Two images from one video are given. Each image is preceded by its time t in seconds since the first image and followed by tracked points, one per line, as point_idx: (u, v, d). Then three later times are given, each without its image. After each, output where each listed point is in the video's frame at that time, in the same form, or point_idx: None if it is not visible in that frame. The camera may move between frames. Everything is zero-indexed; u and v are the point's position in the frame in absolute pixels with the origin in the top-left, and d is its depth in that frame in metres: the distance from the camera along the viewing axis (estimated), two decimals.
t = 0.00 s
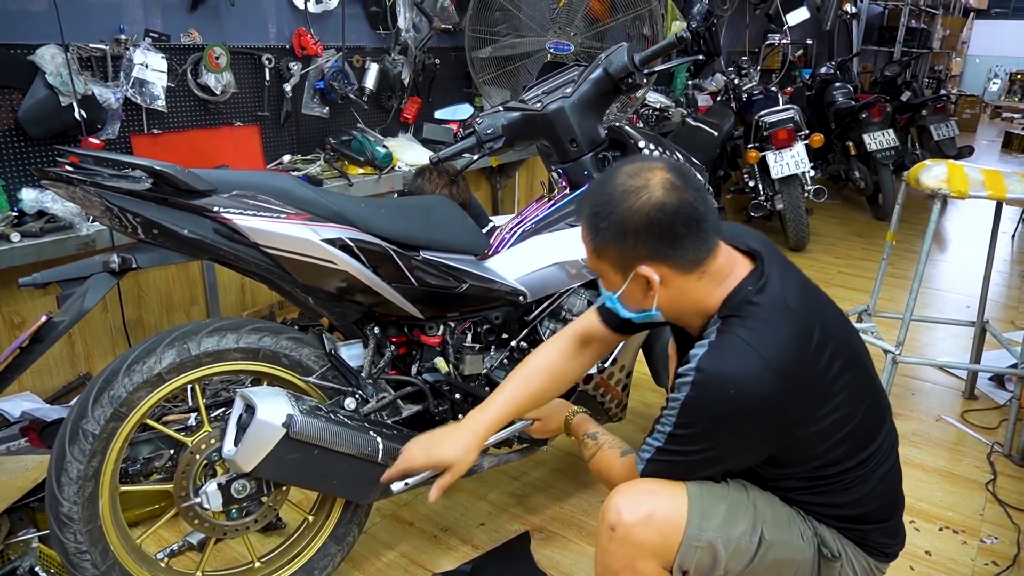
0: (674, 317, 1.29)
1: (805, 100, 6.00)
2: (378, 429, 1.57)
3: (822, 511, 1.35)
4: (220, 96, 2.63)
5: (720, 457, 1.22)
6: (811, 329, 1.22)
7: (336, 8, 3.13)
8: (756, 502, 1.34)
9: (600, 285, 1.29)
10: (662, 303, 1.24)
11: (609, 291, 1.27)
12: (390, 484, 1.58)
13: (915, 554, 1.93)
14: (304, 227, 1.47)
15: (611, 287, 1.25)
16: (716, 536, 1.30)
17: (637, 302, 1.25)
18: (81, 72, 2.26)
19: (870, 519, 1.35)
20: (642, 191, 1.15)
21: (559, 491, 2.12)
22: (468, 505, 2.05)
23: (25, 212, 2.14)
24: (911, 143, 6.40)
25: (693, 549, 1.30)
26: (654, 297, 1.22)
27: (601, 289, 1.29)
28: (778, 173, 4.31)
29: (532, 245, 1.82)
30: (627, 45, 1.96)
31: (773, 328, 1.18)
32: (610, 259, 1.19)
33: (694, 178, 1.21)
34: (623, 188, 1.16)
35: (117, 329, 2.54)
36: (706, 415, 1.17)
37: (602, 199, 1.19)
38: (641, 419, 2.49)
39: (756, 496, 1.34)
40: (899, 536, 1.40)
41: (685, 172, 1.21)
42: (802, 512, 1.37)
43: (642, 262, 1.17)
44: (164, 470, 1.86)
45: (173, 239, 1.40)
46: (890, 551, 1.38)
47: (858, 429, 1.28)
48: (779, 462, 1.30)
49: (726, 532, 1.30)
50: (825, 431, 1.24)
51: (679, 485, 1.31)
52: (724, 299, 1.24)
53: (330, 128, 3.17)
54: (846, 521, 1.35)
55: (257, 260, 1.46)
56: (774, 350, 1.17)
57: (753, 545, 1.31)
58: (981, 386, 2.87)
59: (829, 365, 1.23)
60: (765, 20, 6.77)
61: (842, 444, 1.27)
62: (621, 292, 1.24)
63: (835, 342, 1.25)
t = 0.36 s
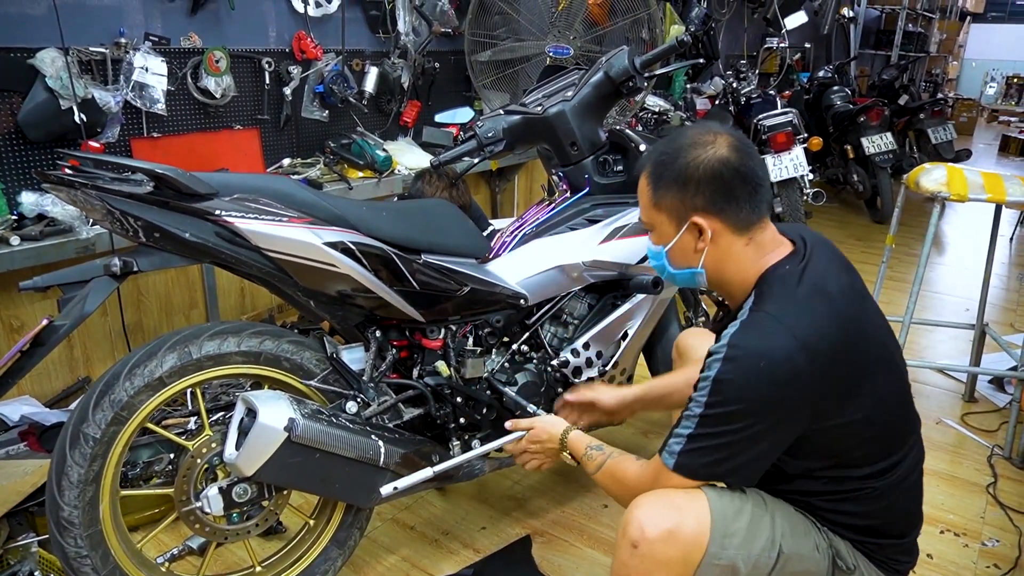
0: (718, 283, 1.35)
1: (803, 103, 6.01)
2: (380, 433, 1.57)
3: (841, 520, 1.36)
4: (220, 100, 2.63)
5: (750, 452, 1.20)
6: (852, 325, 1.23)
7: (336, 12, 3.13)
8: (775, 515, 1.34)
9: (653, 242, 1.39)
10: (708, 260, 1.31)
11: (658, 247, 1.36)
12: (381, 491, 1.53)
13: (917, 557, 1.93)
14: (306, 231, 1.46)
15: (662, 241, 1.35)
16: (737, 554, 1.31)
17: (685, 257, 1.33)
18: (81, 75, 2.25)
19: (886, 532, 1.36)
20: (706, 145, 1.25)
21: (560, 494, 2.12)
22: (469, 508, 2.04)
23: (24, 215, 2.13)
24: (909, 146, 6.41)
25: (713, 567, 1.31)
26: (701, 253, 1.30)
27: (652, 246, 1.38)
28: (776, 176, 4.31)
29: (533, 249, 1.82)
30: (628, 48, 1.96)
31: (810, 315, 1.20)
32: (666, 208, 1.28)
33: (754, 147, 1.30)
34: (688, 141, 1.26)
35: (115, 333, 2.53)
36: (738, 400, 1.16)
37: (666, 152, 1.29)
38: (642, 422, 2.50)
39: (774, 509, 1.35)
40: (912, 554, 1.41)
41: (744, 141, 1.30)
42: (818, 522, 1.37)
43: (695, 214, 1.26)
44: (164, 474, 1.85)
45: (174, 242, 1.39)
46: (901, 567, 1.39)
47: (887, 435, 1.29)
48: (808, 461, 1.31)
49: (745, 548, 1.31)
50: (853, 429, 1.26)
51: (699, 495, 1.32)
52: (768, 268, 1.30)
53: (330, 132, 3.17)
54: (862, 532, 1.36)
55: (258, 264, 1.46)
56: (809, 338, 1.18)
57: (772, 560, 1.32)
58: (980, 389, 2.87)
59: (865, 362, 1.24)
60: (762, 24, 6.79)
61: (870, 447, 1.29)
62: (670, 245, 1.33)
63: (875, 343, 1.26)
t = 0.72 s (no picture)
0: (705, 274, 1.35)
1: (801, 106, 6.01)
2: (378, 439, 1.55)
3: (847, 519, 1.34)
4: (217, 103, 2.61)
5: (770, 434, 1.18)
6: (855, 305, 1.27)
7: (334, 15, 3.12)
8: (788, 530, 1.33)
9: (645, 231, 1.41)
10: (694, 247, 1.32)
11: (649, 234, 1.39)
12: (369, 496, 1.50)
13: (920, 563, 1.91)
14: (302, 235, 1.45)
15: (653, 228, 1.37)
16: None
17: (672, 243, 1.35)
18: (77, 78, 2.24)
19: (893, 530, 1.35)
20: (700, 140, 1.31)
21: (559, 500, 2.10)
22: (467, 515, 2.02)
23: (18, 219, 2.11)
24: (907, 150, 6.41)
25: None
26: (688, 238, 1.32)
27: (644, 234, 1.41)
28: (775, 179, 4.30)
29: (532, 253, 1.81)
30: (627, 51, 1.95)
31: (816, 286, 1.24)
32: (658, 194, 1.32)
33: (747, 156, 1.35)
34: (682, 136, 1.32)
35: (111, 338, 2.51)
36: (755, 366, 1.15)
37: (662, 146, 1.35)
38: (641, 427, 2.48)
39: (784, 522, 1.34)
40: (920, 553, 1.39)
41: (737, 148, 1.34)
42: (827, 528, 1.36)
43: (684, 198, 1.29)
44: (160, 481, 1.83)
45: (169, 247, 1.38)
46: (909, 568, 1.37)
47: (893, 429, 1.30)
48: (817, 454, 1.30)
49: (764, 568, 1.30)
50: (866, 410, 1.27)
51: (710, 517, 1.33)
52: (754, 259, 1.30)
53: (327, 136, 3.16)
54: (869, 531, 1.35)
55: (254, 269, 1.44)
56: (818, 307, 1.21)
57: None
58: (982, 393, 2.86)
59: (870, 340, 1.27)
60: (760, 27, 6.78)
61: (871, 434, 1.29)
62: (659, 230, 1.35)
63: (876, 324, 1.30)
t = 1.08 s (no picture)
0: (673, 295, 1.28)
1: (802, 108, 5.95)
2: (367, 452, 1.48)
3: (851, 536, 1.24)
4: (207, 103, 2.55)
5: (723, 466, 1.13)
6: (825, 320, 1.18)
7: (328, 13, 3.06)
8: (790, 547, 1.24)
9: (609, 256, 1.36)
10: (656, 269, 1.26)
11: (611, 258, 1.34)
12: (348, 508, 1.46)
13: None
14: (289, 239, 1.38)
15: (614, 253, 1.32)
16: None
17: (634, 267, 1.29)
18: (61, 76, 2.17)
19: (901, 543, 1.25)
20: (653, 160, 1.26)
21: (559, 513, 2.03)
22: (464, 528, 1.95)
23: None
24: (909, 152, 6.35)
25: None
26: (648, 261, 1.26)
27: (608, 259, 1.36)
28: (778, 181, 4.24)
29: (529, 258, 1.74)
30: (629, 48, 1.89)
31: (773, 304, 1.15)
32: (614, 218, 1.28)
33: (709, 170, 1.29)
34: (635, 157, 1.28)
35: (97, 344, 2.44)
36: (712, 395, 1.08)
37: (617, 168, 1.30)
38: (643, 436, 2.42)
39: (786, 538, 1.25)
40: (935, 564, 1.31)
41: (697, 161, 1.29)
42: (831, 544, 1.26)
43: (639, 220, 1.24)
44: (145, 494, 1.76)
45: (149, 251, 1.30)
46: None
47: (887, 431, 1.22)
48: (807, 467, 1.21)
49: None
50: (843, 430, 1.18)
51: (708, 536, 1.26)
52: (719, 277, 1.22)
53: (321, 137, 3.09)
54: (876, 548, 1.25)
55: (238, 274, 1.37)
56: (774, 328, 1.13)
57: None
58: (991, 400, 2.79)
59: (843, 359, 1.18)
60: (761, 29, 6.73)
61: (861, 441, 1.20)
62: (620, 255, 1.30)
63: (853, 335, 1.21)
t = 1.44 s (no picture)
0: (702, 298, 1.21)
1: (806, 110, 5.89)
2: (366, 470, 1.41)
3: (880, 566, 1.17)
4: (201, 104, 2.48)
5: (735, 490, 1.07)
6: (859, 337, 1.10)
7: (325, 13, 2.99)
8: None
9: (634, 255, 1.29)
10: (687, 270, 1.19)
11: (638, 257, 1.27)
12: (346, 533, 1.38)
13: None
14: (284, 247, 1.32)
15: (642, 252, 1.25)
16: None
17: (663, 267, 1.22)
18: (49, 77, 2.10)
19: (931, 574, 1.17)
20: (683, 153, 1.19)
21: (564, 529, 1.96)
22: (467, 545, 1.89)
23: None
24: (914, 154, 6.29)
25: None
26: (679, 261, 1.19)
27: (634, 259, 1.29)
28: (783, 184, 4.18)
29: (535, 264, 1.68)
30: (637, 47, 1.82)
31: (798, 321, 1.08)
32: (642, 214, 1.21)
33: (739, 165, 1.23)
34: (665, 149, 1.21)
35: (89, 351, 2.37)
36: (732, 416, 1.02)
37: (644, 160, 1.23)
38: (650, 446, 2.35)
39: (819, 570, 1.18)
40: None
41: (727, 155, 1.22)
42: None
43: (671, 217, 1.17)
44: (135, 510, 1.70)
45: (136, 260, 1.24)
46: None
47: (922, 460, 1.15)
48: (834, 493, 1.15)
49: None
50: (870, 453, 1.11)
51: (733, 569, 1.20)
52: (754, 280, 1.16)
53: (318, 140, 3.03)
54: None
55: (229, 284, 1.30)
56: (798, 346, 1.06)
57: None
58: (1006, 408, 2.72)
59: (870, 377, 1.10)
60: (763, 30, 6.67)
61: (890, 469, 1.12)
62: (648, 254, 1.23)
63: (887, 354, 1.13)
